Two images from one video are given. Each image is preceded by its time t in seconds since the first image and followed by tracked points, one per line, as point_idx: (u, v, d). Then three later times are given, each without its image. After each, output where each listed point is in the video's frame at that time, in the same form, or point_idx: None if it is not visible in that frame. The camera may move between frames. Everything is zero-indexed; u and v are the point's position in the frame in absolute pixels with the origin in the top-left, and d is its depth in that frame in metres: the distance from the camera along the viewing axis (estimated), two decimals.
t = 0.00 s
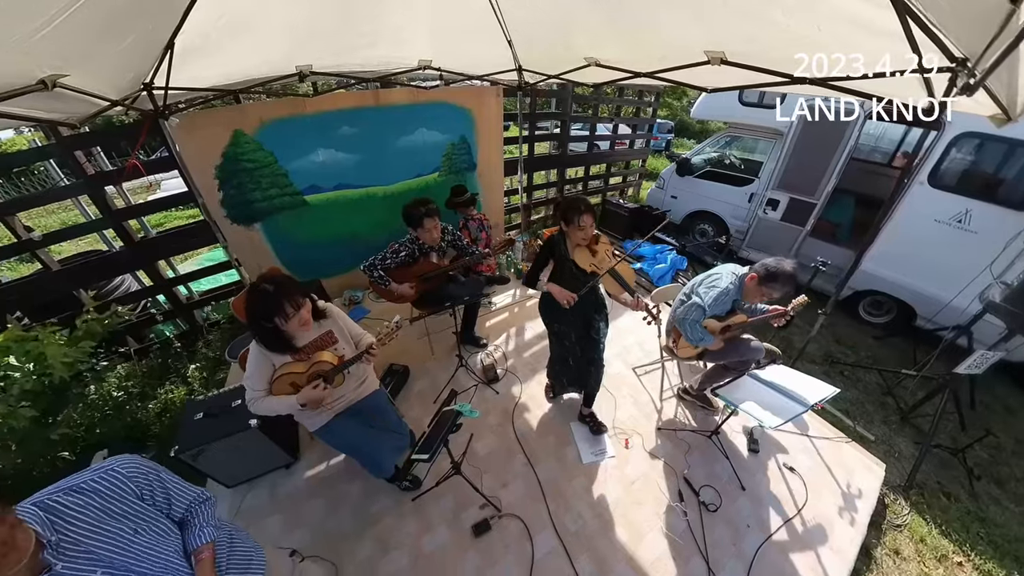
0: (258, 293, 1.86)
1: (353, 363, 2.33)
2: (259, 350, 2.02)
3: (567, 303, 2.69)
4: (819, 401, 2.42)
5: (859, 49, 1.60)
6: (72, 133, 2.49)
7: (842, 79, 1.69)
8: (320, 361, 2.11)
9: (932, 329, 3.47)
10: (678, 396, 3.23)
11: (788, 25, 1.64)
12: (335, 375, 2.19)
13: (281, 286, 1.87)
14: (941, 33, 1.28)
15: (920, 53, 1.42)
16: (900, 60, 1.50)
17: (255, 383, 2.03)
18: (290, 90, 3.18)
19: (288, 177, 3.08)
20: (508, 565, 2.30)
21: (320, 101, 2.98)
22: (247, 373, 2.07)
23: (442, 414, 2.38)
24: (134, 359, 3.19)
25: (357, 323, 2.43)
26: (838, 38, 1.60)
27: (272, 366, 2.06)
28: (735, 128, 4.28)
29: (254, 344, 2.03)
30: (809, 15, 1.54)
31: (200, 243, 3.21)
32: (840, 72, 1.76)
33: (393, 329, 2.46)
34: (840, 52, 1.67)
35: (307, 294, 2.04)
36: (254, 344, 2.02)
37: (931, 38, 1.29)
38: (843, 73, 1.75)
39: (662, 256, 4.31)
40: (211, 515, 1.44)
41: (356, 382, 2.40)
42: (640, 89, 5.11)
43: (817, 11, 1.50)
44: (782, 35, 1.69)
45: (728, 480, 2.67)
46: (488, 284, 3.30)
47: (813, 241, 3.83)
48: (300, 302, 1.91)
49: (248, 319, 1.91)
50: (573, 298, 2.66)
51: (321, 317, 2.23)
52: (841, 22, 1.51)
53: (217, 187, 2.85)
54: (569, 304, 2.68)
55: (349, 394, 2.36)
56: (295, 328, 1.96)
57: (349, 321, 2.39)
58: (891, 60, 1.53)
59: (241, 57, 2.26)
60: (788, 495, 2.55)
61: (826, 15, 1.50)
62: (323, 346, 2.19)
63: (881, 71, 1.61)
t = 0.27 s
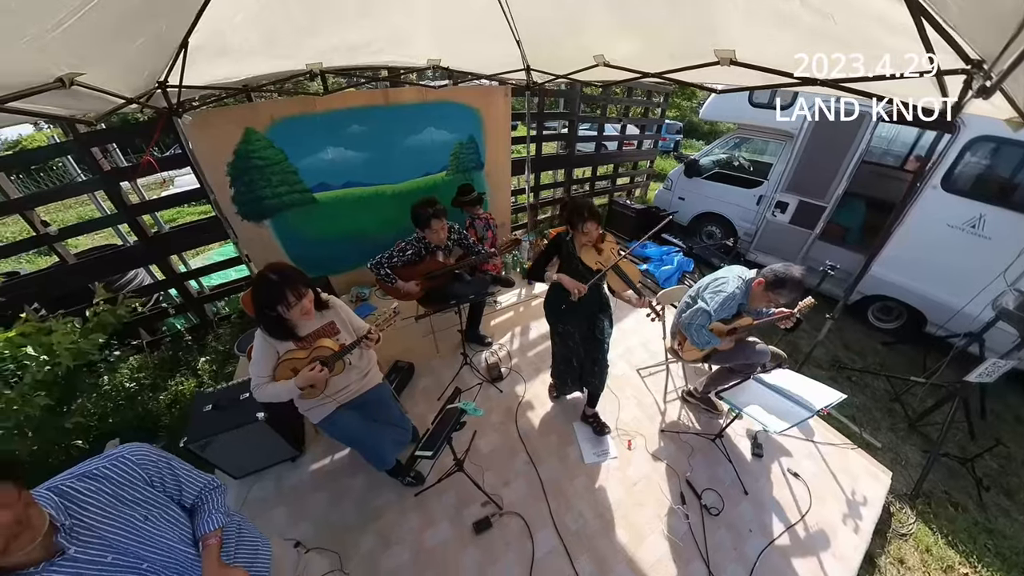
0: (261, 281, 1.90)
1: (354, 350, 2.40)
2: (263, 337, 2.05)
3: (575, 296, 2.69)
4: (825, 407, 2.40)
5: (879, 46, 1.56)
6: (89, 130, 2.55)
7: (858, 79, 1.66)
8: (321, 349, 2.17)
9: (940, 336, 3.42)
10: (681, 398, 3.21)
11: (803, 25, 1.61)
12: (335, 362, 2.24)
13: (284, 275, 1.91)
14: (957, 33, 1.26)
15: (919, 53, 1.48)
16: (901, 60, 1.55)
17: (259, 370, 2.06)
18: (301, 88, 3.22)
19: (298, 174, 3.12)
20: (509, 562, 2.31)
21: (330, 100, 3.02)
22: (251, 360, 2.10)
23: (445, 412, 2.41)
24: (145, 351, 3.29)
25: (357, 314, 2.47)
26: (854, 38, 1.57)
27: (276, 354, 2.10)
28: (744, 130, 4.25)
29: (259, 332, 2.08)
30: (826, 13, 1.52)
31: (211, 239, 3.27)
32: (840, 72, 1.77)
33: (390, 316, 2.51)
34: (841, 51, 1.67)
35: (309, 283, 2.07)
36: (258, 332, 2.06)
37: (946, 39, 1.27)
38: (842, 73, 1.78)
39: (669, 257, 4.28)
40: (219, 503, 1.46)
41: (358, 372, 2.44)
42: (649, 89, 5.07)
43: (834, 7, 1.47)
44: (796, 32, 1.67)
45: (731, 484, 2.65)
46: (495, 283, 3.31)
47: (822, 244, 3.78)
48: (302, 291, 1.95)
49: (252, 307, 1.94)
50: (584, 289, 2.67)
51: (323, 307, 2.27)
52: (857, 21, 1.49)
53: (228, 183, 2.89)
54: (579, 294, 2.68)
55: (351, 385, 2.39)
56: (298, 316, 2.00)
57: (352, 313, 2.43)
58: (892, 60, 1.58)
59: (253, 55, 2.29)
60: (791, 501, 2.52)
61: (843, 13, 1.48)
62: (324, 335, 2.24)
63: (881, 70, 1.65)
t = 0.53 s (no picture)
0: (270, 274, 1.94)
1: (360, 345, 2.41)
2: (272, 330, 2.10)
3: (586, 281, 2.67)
4: (833, 414, 2.36)
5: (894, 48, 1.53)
6: (109, 126, 2.62)
7: (872, 81, 1.62)
8: (328, 343, 2.21)
9: (954, 344, 3.34)
10: (687, 401, 3.20)
11: (815, 27, 1.59)
12: (342, 357, 2.27)
13: (293, 269, 1.94)
14: (975, 35, 1.23)
15: (919, 53, 1.47)
16: (901, 60, 1.53)
17: (268, 362, 2.11)
18: (314, 86, 3.26)
19: (310, 172, 3.16)
20: (510, 560, 2.33)
21: (342, 99, 3.05)
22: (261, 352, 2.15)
23: (452, 409, 2.43)
24: (159, 342, 3.39)
25: (366, 310, 2.49)
26: (869, 40, 1.54)
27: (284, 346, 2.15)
28: (756, 132, 4.22)
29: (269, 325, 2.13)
30: (839, 15, 1.49)
31: (224, 234, 3.34)
32: (840, 72, 1.74)
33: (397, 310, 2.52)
34: (840, 51, 1.64)
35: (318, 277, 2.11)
36: (268, 324, 2.11)
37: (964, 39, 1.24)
38: (842, 73, 1.74)
39: (677, 259, 4.25)
40: (227, 494, 1.49)
41: (367, 368, 2.46)
42: (660, 90, 5.04)
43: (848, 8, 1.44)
44: (808, 34, 1.64)
45: (735, 489, 2.63)
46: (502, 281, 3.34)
47: (833, 248, 3.71)
48: (310, 285, 1.98)
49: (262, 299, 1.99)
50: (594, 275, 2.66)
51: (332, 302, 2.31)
52: (871, 24, 1.46)
53: (241, 180, 2.95)
54: (590, 282, 2.66)
55: (359, 380, 2.41)
56: (305, 310, 2.04)
57: (359, 310, 2.45)
58: (892, 60, 1.55)
59: (267, 53, 2.34)
60: (796, 508, 2.50)
61: (856, 15, 1.46)
62: (332, 330, 2.28)
63: (881, 71, 1.62)
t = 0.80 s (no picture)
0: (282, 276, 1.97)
1: (370, 348, 2.46)
2: (283, 330, 2.14)
3: (593, 273, 2.66)
4: (839, 421, 2.33)
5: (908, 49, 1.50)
6: (124, 123, 2.68)
7: (886, 83, 1.59)
8: (338, 346, 2.25)
9: (964, 351, 3.25)
10: (691, 404, 3.18)
11: (828, 28, 1.56)
12: (351, 359, 2.31)
13: (304, 271, 1.97)
14: (993, 36, 1.20)
15: (919, 54, 1.47)
16: (901, 60, 1.53)
17: (277, 361, 2.15)
18: (324, 85, 3.31)
19: (319, 170, 3.21)
20: (511, 558, 2.34)
21: (351, 97, 3.08)
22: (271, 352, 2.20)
23: (455, 407, 2.45)
24: (171, 335, 3.43)
25: (377, 313, 2.53)
26: (882, 42, 1.52)
27: (294, 346, 2.19)
28: (765, 134, 4.21)
29: (280, 325, 2.18)
30: (852, 15, 1.46)
31: (235, 230, 3.39)
32: (840, 72, 1.74)
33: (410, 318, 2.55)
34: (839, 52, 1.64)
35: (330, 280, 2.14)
36: (279, 325, 2.15)
37: (982, 41, 1.21)
38: (842, 73, 1.74)
39: (683, 261, 4.23)
40: (235, 487, 1.52)
41: (373, 368, 2.50)
42: (668, 91, 5.01)
43: (862, 9, 1.42)
44: (821, 35, 1.61)
45: (739, 493, 2.61)
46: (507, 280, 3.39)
47: (842, 252, 3.68)
48: (321, 289, 2.01)
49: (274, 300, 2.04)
50: (602, 268, 2.63)
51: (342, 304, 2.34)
52: (885, 25, 1.43)
53: (253, 177, 3.00)
54: (598, 275, 2.64)
55: (366, 379, 2.46)
56: (315, 312, 2.07)
57: (369, 310, 2.49)
58: (891, 60, 1.55)
59: (280, 51, 2.37)
60: (800, 514, 2.48)
61: (870, 16, 1.43)
62: (342, 332, 2.32)
63: (881, 71, 1.62)
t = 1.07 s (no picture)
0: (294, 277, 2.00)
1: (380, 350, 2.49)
2: (293, 330, 2.18)
3: (602, 268, 2.64)
4: (844, 427, 2.31)
5: (926, 51, 1.47)
6: (140, 121, 2.75)
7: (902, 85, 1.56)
8: (349, 347, 2.30)
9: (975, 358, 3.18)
10: (695, 406, 3.16)
11: (842, 28, 1.53)
12: (361, 360, 2.35)
13: (316, 272, 2.00)
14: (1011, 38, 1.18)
15: (920, 54, 1.49)
16: (901, 60, 1.54)
17: (287, 359, 2.19)
18: (335, 84, 3.35)
19: (329, 168, 3.25)
20: (511, 555, 2.36)
21: (360, 96, 3.12)
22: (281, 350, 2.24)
23: (459, 403, 2.47)
24: (182, 328, 3.51)
25: (386, 314, 2.56)
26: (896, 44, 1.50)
27: (304, 345, 2.22)
28: (774, 135, 4.18)
29: (290, 324, 2.21)
30: (867, 17, 1.44)
31: (246, 226, 3.45)
32: (840, 72, 1.76)
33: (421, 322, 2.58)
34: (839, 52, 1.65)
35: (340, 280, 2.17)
36: (289, 324, 2.19)
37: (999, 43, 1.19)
38: (841, 73, 1.76)
39: (690, 263, 4.21)
40: (241, 473, 1.55)
41: (380, 368, 2.54)
42: (678, 91, 4.97)
43: (876, 10, 1.39)
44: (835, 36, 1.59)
45: (741, 497, 2.60)
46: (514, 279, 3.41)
47: (852, 256, 3.64)
48: (332, 290, 2.04)
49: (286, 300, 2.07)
50: (610, 263, 2.62)
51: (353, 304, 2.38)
52: (900, 27, 1.41)
53: (263, 175, 3.05)
54: (604, 267, 2.61)
55: (373, 379, 2.50)
56: (326, 313, 2.11)
57: (379, 310, 2.53)
58: (892, 60, 1.56)
59: (291, 50, 2.41)
60: (803, 520, 2.46)
61: (884, 18, 1.41)
62: (352, 333, 2.36)
63: (881, 70, 1.64)
